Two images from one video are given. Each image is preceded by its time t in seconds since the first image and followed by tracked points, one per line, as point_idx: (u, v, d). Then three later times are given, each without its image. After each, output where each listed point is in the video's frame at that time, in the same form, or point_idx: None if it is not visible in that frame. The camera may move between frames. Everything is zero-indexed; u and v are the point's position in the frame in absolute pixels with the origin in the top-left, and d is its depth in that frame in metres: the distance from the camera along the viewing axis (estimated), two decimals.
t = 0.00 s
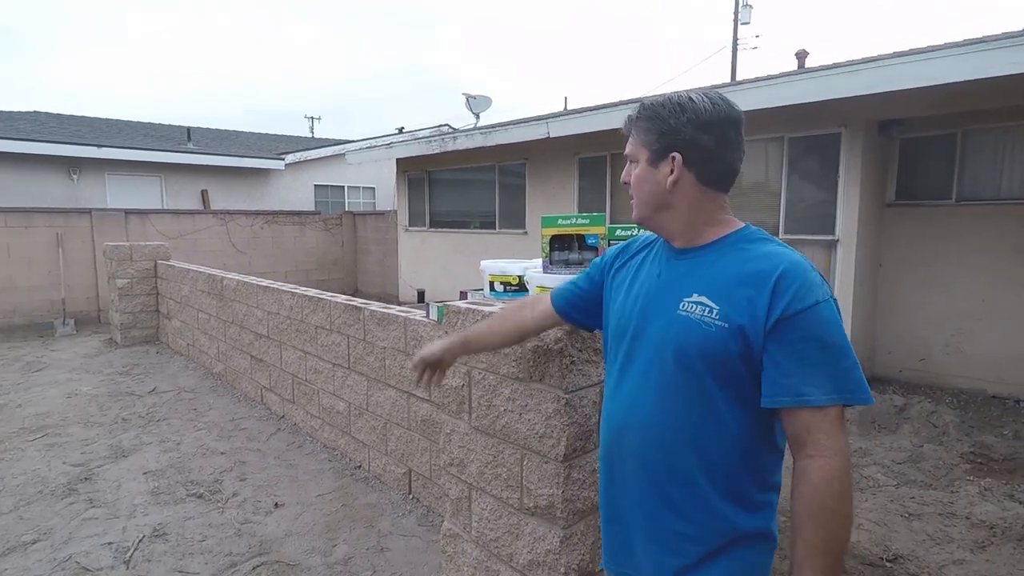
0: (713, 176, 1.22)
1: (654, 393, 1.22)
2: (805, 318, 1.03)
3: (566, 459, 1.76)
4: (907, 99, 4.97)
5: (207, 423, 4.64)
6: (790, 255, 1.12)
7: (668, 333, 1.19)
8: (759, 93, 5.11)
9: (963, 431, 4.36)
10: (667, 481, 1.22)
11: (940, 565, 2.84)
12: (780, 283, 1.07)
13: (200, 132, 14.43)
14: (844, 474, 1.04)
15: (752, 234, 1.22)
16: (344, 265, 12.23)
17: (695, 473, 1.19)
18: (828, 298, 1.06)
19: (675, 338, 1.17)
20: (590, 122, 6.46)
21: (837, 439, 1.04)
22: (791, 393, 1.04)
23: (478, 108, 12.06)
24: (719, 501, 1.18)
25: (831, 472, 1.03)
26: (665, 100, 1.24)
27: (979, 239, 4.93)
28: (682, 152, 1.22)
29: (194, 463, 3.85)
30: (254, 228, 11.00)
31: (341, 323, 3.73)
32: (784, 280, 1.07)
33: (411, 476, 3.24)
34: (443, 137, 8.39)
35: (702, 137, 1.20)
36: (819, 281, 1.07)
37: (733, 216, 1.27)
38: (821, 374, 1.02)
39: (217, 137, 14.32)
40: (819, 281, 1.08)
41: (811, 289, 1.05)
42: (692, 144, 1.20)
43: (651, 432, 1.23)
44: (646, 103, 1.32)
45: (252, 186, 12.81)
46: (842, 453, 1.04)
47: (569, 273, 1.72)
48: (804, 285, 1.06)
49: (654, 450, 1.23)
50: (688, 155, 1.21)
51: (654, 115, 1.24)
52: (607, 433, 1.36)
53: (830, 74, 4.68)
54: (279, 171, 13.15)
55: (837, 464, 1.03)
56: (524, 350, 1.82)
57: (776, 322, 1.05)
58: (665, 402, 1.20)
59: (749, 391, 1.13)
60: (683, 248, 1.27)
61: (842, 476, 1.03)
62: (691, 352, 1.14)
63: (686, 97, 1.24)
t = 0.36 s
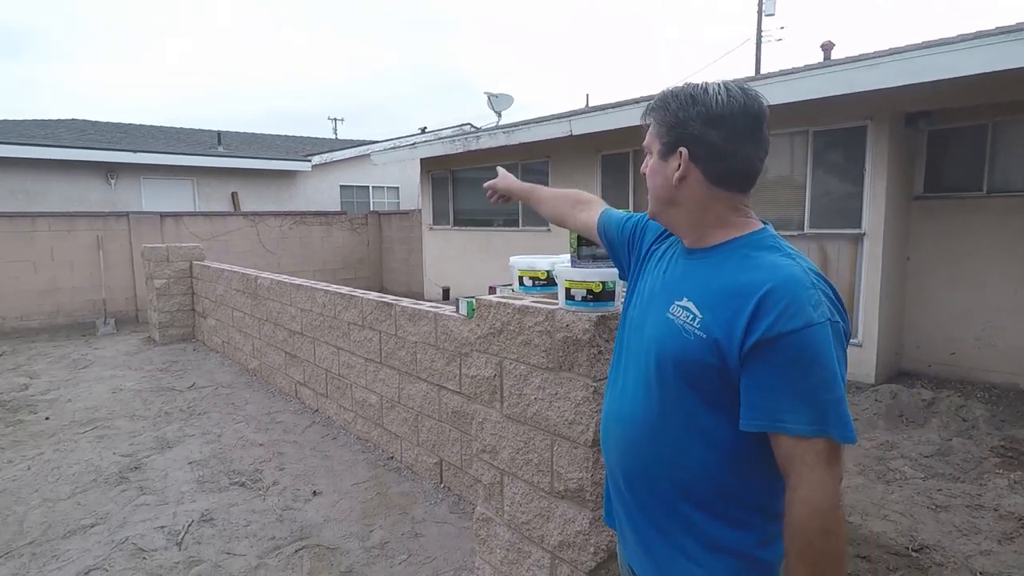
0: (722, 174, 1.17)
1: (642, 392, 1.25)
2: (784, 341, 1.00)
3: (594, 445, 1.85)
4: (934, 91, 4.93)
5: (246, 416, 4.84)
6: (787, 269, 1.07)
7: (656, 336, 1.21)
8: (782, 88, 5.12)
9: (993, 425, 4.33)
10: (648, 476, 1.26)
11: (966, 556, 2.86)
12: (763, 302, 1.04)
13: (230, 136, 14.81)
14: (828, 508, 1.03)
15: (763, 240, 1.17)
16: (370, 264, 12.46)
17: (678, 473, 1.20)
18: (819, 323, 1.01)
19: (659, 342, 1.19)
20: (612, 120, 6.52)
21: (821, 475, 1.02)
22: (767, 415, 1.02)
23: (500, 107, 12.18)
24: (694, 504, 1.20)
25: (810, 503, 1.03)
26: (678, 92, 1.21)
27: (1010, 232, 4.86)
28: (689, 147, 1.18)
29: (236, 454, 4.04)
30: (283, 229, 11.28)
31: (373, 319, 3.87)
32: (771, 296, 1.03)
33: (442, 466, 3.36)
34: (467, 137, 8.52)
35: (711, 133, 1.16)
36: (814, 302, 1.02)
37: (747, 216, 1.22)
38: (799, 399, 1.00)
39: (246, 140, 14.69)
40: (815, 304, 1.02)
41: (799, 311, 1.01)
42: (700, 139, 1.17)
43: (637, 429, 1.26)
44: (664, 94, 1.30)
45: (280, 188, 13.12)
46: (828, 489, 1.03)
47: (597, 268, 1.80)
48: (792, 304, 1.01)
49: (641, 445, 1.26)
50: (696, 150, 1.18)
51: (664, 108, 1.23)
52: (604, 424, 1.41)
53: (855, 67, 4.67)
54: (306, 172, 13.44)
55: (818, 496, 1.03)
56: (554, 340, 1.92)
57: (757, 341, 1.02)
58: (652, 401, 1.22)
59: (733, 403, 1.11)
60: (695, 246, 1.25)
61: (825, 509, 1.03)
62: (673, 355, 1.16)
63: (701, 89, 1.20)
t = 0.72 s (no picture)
0: (774, 180, 1.18)
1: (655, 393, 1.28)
2: (785, 365, 0.99)
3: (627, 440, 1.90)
4: (978, 90, 4.81)
5: (283, 406, 5.01)
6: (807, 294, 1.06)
7: (671, 341, 1.24)
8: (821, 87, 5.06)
9: None
10: (652, 475, 1.30)
11: (1001, 563, 2.84)
12: (775, 322, 1.04)
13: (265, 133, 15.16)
14: (769, 546, 1.03)
15: (796, 260, 1.15)
16: (399, 259, 12.67)
17: (680, 474, 1.24)
18: (829, 353, 0.99)
19: (674, 347, 1.22)
20: (644, 118, 6.52)
21: (769, 512, 1.02)
22: (746, 436, 1.02)
23: (530, 104, 12.22)
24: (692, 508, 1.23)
25: (749, 527, 1.04)
26: (738, 87, 1.19)
27: None
28: (745, 148, 1.18)
29: (274, 442, 4.19)
30: (316, 224, 11.52)
31: (407, 314, 3.97)
32: (782, 318, 1.03)
33: (474, 458, 3.45)
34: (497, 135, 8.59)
35: (772, 135, 1.15)
36: (829, 331, 1.00)
37: (792, 222, 1.23)
38: (780, 426, 0.99)
39: (281, 137, 15.01)
40: (830, 332, 1.00)
41: (810, 336, 1.00)
42: (758, 141, 1.16)
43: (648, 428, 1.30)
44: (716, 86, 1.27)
45: (314, 184, 13.40)
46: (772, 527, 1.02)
47: (632, 268, 1.83)
48: (800, 329, 1.01)
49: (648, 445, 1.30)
50: (752, 152, 1.17)
51: (720, 102, 1.21)
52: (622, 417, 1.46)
53: (895, 66, 4.60)
54: (338, 168, 13.69)
55: (760, 528, 1.03)
56: (589, 338, 1.98)
57: (756, 358, 1.03)
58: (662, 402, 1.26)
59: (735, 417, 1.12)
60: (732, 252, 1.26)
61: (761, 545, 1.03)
62: (682, 360, 1.19)
63: (761, 88, 1.18)
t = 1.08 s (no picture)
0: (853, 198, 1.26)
1: (704, 394, 1.29)
2: (859, 369, 1.00)
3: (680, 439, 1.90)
4: None
5: (327, 398, 5.14)
6: (871, 294, 1.06)
7: (723, 343, 1.24)
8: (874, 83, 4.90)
9: None
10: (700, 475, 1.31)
11: None
12: (843, 325, 1.04)
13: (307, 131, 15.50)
14: (865, 546, 1.01)
15: (855, 262, 1.16)
16: (436, 256, 12.82)
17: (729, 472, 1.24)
18: (900, 353, 0.99)
19: (726, 349, 1.22)
20: (687, 117, 6.44)
21: (856, 508, 1.01)
22: (823, 438, 1.02)
23: (567, 103, 12.19)
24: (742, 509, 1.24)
25: (845, 537, 1.02)
26: (874, 104, 1.16)
27: None
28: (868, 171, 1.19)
29: (321, 433, 4.31)
30: (356, 221, 11.74)
31: (451, 311, 4.03)
32: (850, 320, 1.04)
33: (517, 454, 3.48)
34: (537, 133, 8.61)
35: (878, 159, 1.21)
36: (895, 332, 1.01)
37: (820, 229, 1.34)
38: (859, 428, 0.99)
39: (322, 135, 15.33)
40: (898, 333, 1.01)
41: (879, 338, 1.00)
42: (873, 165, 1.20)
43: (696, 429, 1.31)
44: (831, 90, 1.19)
45: (354, 181, 13.65)
46: (867, 526, 1.01)
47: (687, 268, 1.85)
48: (870, 330, 1.01)
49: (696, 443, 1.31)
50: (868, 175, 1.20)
51: (863, 120, 1.15)
52: (664, 417, 1.46)
53: (952, 63, 4.43)
54: (378, 166, 13.91)
55: (856, 531, 1.01)
56: (642, 337, 1.98)
57: (827, 360, 1.04)
58: (712, 403, 1.26)
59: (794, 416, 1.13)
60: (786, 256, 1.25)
61: (860, 548, 1.01)
62: (738, 362, 1.19)
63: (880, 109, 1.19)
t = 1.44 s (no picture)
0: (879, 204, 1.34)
1: (749, 381, 1.31)
2: (923, 343, 1.04)
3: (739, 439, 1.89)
4: None
5: (366, 397, 5.22)
6: (921, 273, 1.12)
7: (772, 329, 1.27)
8: (919, 80, 4.77)
9: None
10: (743, 460, 1.33)
11: None
12: (899, 305, 1.08)
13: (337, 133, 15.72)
14: (954, 499, 1.08)
15: (896, 248, 1.22)
16: (465, 257, 12.91)
17: (778, 460, 1.26)
18: (954, 330, 1.05)
19: (777, 334, 1.25)
20: (722, 116, 6.36)
21: (947, 467, 1.06)
22: (894, 410, 1.07)
23: (595, 102, 12.15)
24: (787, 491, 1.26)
25: (940, 497, 1.08)
26: (925, 119, 1.23)
27: None
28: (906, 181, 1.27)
29: (362, 432, 4.38)
30: (386, 223, 11.87)
31: (491, 311, 4.05)
32: (907, 298, 1.08)
33: (559, 454, 3.49)
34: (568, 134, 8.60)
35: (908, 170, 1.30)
36: (948, 306, 1.07)
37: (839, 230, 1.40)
38: (928, 398, 1.04)
39: (352, 137, 15.54)
40: (949, 311, 1.06)
41: (935, 316, 1.05)
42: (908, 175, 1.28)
43: (740, 415, 1.33)
44: (897, 103, 1.23)
45: (383, 183, 13.81)
46: (954, 484, 1.07)
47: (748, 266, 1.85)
48: (929, 307, 1.06)
49: (742, 434, 1.32)
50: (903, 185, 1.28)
51: (917, 134, 1.22)
52: (703, 412, 1.46)
53: (1001, 57, 4.30)
54: (407, 168, 14.05)
55: (948, 489, 1.07)
56: (698, 337, 1.98)
57: (890, 339, 1.07)
58: (760, 392, 1.28)
59: (849, 396, 1.16)
60: (822, 248, 1.28)
61: (953, 503, 1.08)
62: (791, 350, 1.21)
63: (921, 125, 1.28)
